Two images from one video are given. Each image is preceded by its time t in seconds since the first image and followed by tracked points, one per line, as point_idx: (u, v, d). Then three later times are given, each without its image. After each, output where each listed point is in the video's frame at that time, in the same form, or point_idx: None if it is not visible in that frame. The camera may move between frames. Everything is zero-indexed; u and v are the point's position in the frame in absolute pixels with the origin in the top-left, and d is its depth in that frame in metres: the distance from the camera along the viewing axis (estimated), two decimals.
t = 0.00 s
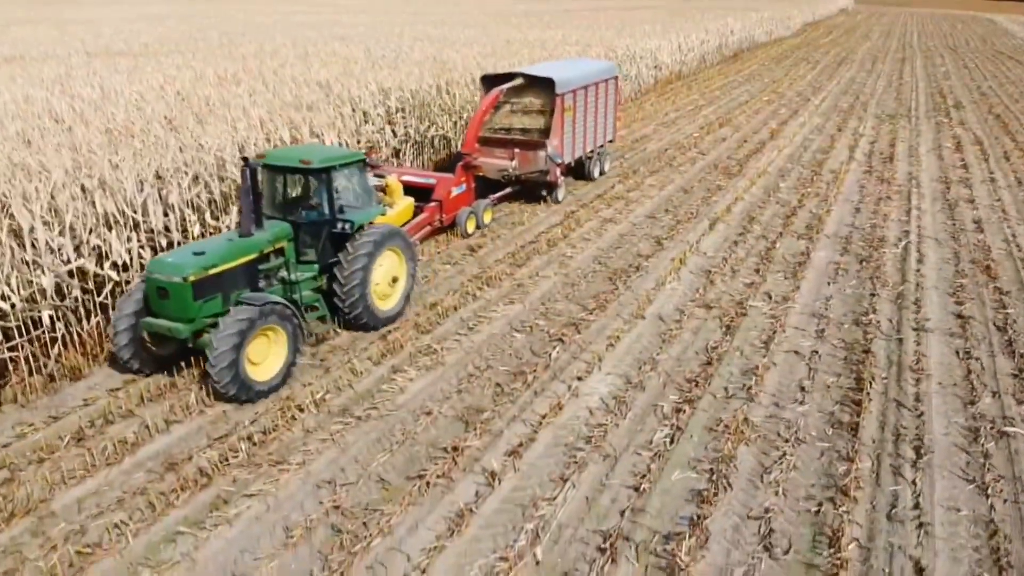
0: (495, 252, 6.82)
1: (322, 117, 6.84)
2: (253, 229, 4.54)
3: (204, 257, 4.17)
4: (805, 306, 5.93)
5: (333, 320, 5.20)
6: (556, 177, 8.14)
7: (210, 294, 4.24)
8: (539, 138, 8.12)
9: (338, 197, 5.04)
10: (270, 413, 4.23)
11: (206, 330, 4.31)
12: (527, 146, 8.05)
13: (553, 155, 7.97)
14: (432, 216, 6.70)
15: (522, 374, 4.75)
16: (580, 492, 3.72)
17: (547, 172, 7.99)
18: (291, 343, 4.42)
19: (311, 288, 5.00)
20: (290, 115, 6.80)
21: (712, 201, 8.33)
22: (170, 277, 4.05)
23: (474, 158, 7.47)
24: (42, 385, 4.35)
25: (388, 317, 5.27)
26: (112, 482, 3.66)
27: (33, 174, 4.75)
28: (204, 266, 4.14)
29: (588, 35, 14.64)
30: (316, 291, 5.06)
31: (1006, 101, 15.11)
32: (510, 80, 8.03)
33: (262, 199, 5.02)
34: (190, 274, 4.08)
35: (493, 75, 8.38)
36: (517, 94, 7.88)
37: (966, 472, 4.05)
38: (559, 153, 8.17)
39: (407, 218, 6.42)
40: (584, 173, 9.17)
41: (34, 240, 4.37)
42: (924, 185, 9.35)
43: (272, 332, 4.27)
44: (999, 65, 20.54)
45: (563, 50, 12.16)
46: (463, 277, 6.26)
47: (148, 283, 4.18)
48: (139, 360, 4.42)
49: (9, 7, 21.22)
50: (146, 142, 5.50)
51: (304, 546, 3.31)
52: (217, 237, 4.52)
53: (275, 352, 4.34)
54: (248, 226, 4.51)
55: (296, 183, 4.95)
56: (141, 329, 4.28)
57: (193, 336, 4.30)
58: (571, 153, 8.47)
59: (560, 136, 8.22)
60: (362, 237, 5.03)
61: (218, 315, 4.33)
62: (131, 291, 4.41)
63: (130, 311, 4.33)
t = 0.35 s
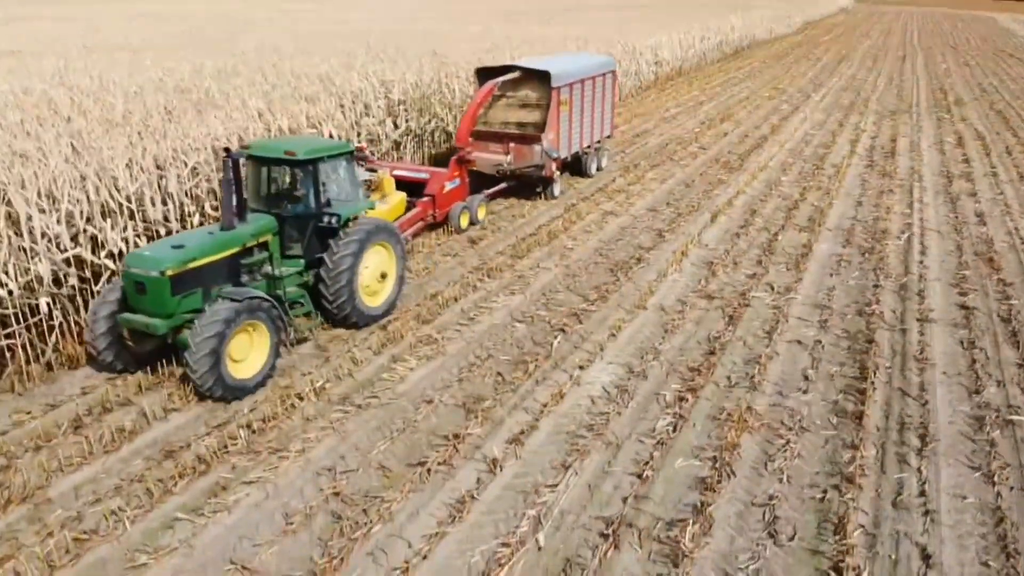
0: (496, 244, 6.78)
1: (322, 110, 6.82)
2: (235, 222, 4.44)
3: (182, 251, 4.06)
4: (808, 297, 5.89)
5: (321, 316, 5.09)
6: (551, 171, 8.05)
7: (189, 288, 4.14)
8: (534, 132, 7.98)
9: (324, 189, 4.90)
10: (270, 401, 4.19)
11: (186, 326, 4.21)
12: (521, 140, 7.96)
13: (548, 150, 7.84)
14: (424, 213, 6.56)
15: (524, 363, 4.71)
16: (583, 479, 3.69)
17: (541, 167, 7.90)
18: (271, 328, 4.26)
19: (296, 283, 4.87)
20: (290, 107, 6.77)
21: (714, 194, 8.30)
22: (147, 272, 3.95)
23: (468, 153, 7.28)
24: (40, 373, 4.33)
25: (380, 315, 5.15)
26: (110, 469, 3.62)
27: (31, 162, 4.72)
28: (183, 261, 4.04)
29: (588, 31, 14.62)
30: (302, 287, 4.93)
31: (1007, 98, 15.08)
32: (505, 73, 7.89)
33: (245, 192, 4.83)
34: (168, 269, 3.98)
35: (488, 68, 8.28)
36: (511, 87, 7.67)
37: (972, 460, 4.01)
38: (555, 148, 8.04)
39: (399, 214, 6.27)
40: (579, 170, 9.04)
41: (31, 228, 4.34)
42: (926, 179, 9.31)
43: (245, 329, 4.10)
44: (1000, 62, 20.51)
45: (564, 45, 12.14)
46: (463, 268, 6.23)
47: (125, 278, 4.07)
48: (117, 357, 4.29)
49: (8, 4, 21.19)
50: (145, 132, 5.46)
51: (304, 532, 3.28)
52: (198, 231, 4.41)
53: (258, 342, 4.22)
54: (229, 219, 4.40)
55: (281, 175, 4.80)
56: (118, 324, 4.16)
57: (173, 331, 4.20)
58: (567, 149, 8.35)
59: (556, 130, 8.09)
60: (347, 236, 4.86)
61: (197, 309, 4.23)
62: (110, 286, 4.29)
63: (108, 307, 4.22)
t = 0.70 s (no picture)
0: (496, 236, 6.76)
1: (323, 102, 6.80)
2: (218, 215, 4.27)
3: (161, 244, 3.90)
4: (810, 287, 5.87)
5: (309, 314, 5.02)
6: (546, 167, 7.95)
7: (169, 284, 3.97)
8: (530, 128, 7.89)
9: (309, 182, 4.76)
10: (270, 388, 4.17)
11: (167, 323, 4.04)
12: (516, 136, 7.83)
13: (543, 145, 7.78)
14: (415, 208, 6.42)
15: (526, 352, 4.69)
16: (585, 464, 3.66)
17: (536, 163, 7.79)
18: (249, 315, 4.05)
19: (282, 279, 4.72)
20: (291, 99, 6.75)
21: (715, 187, 8.29)
22: (124, 266, 3.79)
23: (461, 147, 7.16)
24: (40, 361, 4.30)
25: (377, 306, 5.09)
26: (110, 455, 3.60)
27: (32, 149, 4.70)
28: (161, 254, 3.88)
29: (589, 27, 14.61)
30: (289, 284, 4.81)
31: (1008, 94, 15.06)
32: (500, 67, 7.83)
33: (231, 185, 4.76)
34: (146, 262, 3.82)
35: (483, 61, 8.20)
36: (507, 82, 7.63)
37: (976, 446, 3.99)
38: (550, 143, 7.97)
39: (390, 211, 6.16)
40: (578, 166, 8.97)
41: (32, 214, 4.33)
42: (927, 172, 9.29)
43: (220, 330, 3.92)
44: (1000, 60, 20.51)
45: (565, 42, 12.14)
46: (464, 260, 6.20)
47: (103, 273, 3.92)
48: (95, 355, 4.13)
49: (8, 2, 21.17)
50: (145, 122, 5.45)
51: (305, 516, 3.25)
52: (179, 224, 4.26)
53: (240, 332, 4.06)
54: (212, 211, 4.23)
55: (267, 168, 4.66)
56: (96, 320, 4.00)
57: (152, 328, 4.03)
58: (563, 144, 8.28)
59: (551, 125, 8.01)
60: (326, 246, 4.66)
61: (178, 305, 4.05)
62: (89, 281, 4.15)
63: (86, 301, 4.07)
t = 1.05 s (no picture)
0: (496, 232, 6.74)
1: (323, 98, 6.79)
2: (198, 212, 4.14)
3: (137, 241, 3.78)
4: (813, 282, 5.84)
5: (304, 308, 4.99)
6: (542, 166, 7.91)
7: (146, 283, 3.85)
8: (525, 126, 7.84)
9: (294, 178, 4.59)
10: (270, 379, 4.14)
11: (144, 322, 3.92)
12: (511, 134, 7.79)
13: (539, 144, 7.72)
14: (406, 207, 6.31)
15: (528, 344, 4.66)
16: (589, 453, 3.63)
17: (532, 161, 7.76)
18: (219, 311, 3.81)
19: (266, 278, 4.56)
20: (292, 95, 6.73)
21: (717, 184, 8.27)
22: (98, 262, 3.67)
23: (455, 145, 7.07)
24: (38, 352, 4.28)
25: (374, 295, 5.00)
26: (109, 445, 3.56)
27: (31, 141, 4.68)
28: (137, 251, 3.75)
29: (589, 28, 14.63)
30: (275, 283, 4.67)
31: (1008, 95, 15.06)
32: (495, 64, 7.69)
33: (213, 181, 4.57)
34: (121, 259, 3.69)
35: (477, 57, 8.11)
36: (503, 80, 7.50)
37: (983, 436, 3.95)
38: (545, 142, 7.92)
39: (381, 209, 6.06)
40: (574, 166, 8.93)
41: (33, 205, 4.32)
42: (928, 171, 9.28)
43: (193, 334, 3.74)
44: (999, 63, 20.53)
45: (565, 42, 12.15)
46: (465, 255, 6.17)
47: (78, 269, 3.80)
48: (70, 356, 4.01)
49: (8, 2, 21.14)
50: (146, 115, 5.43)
51: (306, 504, 3.22)
52: (158, 220, 4.12)
53: (215, 324, 3.84)
54: (192, 208, 4.11)
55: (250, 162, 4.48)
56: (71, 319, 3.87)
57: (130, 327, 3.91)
58: (558, 142, 8.23)
59: (547, 123, 7.96)
60: (305, 268, 4.50)
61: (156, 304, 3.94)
62: (67, 278, 4.05)
63: (63, 298, 3.97)
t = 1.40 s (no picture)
0: (497, 259, 6.72)
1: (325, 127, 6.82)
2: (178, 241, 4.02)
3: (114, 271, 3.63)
4: (816, 309, 5.81)
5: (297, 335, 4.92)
6: (537, 197, 7.85)
7: (123, 313, 3.70)
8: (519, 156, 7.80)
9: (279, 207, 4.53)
10: (269, 405, 4.08)
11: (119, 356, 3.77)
12: (506, 165, 7.77)
13: (534, 175, 7.66)
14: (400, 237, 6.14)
15: (530, 370, 4.61)
16: (593, 480, 3.56)
17: (527, 192, 7.70)
18: (177, 348, 3.59)
19: (250, 309, 4.43)
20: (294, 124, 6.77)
21: (717, 213, 8.28)
22: (73, 293, 3.51)
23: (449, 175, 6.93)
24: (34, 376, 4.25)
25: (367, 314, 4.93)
26: (104, 470, 3.49)
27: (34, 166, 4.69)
28: (113, 281, 3.61)
29: (589, 63, 14.80)
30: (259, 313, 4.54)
31: (1005, 128, 15.17)
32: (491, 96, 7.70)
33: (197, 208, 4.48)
34: (96, 290, 3.54)
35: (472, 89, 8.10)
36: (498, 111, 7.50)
37: (993, 462, 3.88)
38: (540, 172, 7.86)
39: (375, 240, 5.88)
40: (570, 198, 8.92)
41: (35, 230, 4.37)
42: (928, 201, 9.30)
43: (161, 382, 3.59)
44: (994, 97, 20.71)
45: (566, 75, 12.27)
46: (466, 282, 6.14)
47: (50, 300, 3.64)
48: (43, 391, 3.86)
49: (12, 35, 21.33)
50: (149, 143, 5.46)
51: (304, 531, 3.15)
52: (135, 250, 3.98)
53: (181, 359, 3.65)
54: (173, 236, 3.99)
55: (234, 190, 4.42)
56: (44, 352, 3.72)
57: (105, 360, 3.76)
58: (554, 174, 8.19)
59: (542, 154, 7.92)
60: (291, 319, 4.39)
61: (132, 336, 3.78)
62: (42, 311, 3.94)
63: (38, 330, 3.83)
